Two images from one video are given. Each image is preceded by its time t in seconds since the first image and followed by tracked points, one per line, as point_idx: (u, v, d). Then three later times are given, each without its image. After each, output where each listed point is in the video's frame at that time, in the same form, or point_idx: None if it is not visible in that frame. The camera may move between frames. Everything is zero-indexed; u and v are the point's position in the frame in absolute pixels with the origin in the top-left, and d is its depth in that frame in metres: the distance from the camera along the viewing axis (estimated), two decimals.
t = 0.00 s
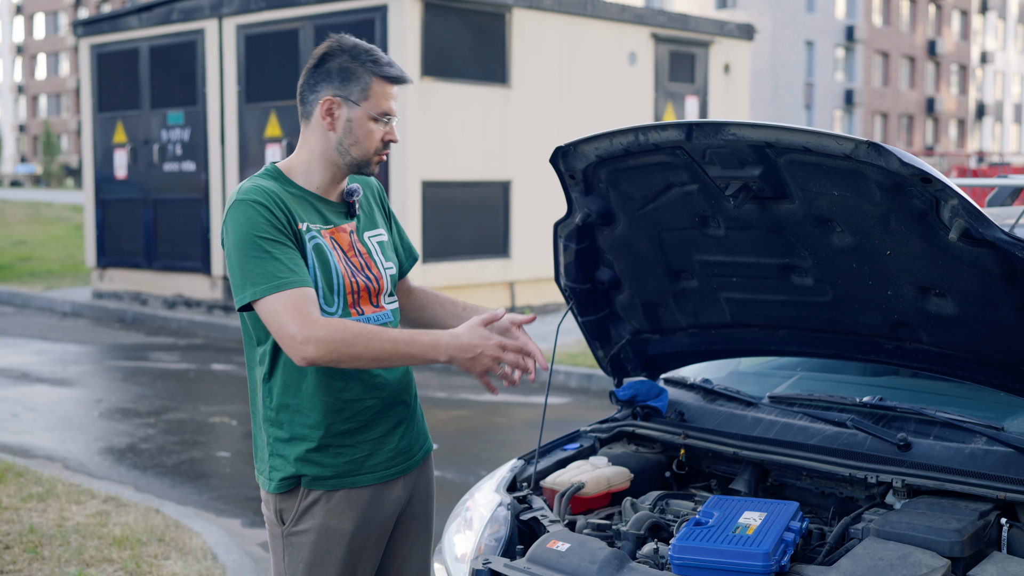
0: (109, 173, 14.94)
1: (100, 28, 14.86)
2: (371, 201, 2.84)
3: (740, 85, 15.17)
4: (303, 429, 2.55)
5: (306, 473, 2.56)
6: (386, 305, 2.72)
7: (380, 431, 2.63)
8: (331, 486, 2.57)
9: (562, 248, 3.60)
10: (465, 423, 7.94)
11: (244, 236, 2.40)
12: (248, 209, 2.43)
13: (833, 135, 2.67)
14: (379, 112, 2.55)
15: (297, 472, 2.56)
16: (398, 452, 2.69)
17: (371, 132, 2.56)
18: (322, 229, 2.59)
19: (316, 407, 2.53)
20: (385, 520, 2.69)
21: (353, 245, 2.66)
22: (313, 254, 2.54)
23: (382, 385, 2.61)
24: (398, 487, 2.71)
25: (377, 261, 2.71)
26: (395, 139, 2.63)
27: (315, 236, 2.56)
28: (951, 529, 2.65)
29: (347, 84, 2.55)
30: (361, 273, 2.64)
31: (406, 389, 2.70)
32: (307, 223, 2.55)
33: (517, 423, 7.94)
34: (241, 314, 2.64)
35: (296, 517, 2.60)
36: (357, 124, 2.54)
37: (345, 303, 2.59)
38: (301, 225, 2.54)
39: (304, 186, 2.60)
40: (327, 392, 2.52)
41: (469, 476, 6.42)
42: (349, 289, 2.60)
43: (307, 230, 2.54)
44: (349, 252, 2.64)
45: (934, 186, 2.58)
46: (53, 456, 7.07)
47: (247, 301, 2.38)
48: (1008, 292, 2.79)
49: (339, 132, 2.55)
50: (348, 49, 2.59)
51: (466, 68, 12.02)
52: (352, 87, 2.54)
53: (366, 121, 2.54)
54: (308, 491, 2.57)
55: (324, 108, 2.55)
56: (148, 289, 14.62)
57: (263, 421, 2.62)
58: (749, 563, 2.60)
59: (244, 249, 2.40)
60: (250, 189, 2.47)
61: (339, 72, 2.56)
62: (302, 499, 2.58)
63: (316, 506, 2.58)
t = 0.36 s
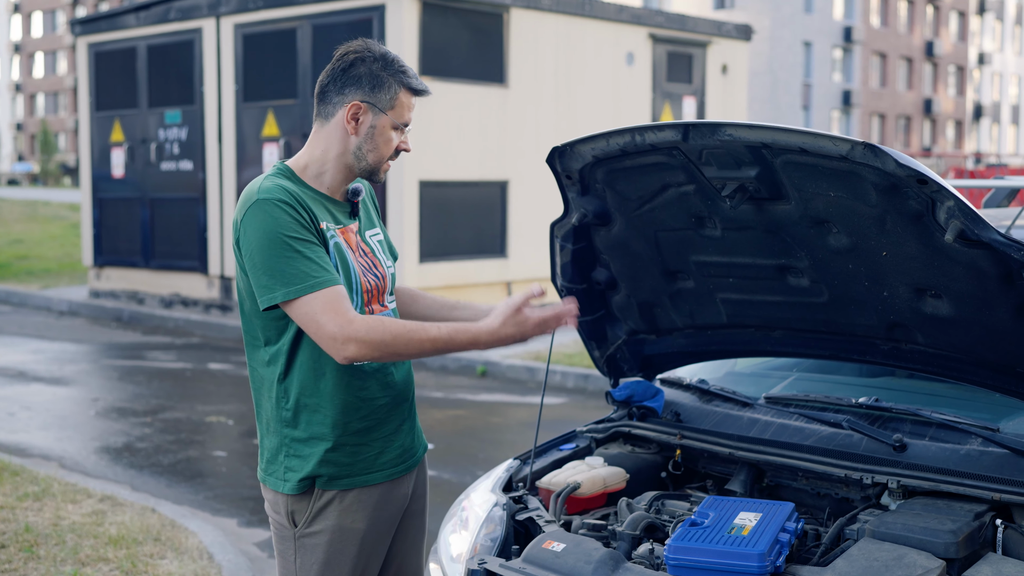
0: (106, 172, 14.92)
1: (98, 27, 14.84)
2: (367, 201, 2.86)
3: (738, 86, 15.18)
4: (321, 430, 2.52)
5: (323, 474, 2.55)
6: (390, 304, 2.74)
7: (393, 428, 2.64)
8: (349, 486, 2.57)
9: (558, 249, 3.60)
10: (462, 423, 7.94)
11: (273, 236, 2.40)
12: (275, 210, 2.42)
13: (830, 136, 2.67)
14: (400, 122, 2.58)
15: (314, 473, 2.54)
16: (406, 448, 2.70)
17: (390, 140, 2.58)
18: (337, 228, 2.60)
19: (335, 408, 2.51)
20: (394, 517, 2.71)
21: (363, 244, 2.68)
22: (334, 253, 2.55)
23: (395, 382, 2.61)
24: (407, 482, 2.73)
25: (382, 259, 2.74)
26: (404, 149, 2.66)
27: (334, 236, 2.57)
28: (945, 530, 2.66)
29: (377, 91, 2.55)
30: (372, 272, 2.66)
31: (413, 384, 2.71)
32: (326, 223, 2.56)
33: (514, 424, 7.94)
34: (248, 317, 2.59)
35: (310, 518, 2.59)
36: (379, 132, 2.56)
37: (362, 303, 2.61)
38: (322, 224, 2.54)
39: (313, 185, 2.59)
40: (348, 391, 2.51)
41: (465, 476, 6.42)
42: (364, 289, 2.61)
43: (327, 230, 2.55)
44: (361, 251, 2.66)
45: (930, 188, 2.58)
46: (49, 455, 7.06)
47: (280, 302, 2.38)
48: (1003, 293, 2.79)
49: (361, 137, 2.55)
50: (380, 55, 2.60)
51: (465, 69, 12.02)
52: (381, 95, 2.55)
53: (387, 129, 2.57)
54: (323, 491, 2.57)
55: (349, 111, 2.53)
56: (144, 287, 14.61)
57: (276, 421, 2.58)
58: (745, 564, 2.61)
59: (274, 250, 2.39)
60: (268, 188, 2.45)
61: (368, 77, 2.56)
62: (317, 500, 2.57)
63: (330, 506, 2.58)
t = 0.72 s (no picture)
0: (102, 171, 14.90)
1: (94, 26, 14.81)
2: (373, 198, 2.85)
3: (733, 86, 15.19)
4: (319, 427, 2.53)
5: (321, 472, 2.54)
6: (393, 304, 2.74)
7: (391, 429, 2.65)
8: (347, 485, 2.57)
9: (553, 248, 3.61)
10: (457, 423, 7.94)
11: (269, 233, 2.40)
12: (277, 207, 2.42)
13: (823, 136, 2.68)
14: (410, 123, 2.59)
15: (312, 472, 2.54)
16: (403, 449, 2.71)
17: (402, 140, 2.59)
18: (343, 226, 2.59)
19: (335, 405, 2.53)
20: (386, 518, 2.70)
21: (368, 242, 2.67)
22: (336, 252, 2.54)
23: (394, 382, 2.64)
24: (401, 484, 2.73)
25: (388, 258, 2.73)
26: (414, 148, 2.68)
27: (337, 234, 2.56)
28: (939, 529, 2.66)
29: (388, 92, 2.55)
30: (377, 271, 2.65)
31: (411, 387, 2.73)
32: (328, 222, 2.55)
33: (510, 423, 7.94)
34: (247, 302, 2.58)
35: (302, 517, 2.57)
36: (390, 133, 2.56)
37: (367, 301, 2.60)
38: (324, 225, 2.53)
39: (321, 183, 2.59)
40: (349, 392, 2.54)
41: (460, 475, 6.42)
42: (369, 288, 2.61)
43: (328, 229, 2.54)
44: (365, 249, 2.65)
45: (924, 188, 2.58)
46: (44, 454, 7.04)
47: (257, 296, 2.39)
48: (997, 293, 2.79)
49: (371, 137, 2.56)
50: (393, 58, 2.60)
51: (461, 68, 12.01)
52: (393, 96, 2.55)
53: (398, 130, 2.58)
54: (318, 490, 2.55)
55: (360, 112, 2.53)
56: (140, 287, 14.59)
57: (272, 420, 2.57)
58: (738, 563, 2.61)
59: (266, 248, 2.40)
60: (274, 185, 2.46)
61: (380, 78, 2.56)
62: (310, 498, 2.56)
63: (323, 504, 2.56)
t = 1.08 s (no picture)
0: (97, 171, 14.87)
1: (89, 26, 14.79)
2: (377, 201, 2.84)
3: (729, 87, 15.20)
4: (299, 427, 2.54)
5: (298, 472, 2.54)
6: (388, 307, 2.72)
7: (375, 434, 2.64)
8: (323, 487, 2.55)
9: (549, 250, 3.61)
10: (452, 424, 7.95)
11: (240, 230, 2.40)
12: (254, 204, 2.42)
13: (819, 139, 2.68)
14: (409, 120, 2.58)
15: (288, 470, 2.54)
16: (388, 456, 2.69)
17: (401, 137, 2.58)
18: (331, 229, 2.57)
19: (314, 406, 2.53)
20: (366, 524, 2.68)
21: (364, 245, 2.65)
22: (319, 255, 2.53)
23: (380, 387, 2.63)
24: (383, 492, 2.69)
25: (385, 263, 2.71)
26: (416, 145, 2.66)
27: (322, 237, 2.55)
28: (933, 531, 2.67)
29: (383, 90, 2.55)
30: (368, 274, 2.63)
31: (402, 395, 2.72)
32: (314, 224, 2.54)
33: (504, 424, 7.94)
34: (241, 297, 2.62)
35: (280, 516, 2.57)
36: (388, 131, 2.56)
37: (354, 304, 2.59)
38: (306, 227, 2.52)
39: (319, 185, 2.60)
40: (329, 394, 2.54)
41: (455, 476, 6.42)
42: (357, 291, 2.59)
43: (313, 232, 2.53)
44: (358, 252, 2.63)
45: (918, 190, 2.59)
46: (38, 454, 7.03)
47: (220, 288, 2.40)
48: (991, 296, 2.80)
49: (370, 137, 2.56)
50: (389, 57, 2.59)
51: (457, 69, 12.01)
52: (388, 95, 2.55)
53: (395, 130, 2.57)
54: (295, 490, 2.54)
55: (357, 112, 2.53)
56: (135, 287, 14.58)
57: (256, 416, 2.59)
58: (733, 565, 2.61)
59: (236, 243, 2.40)
60: (261, 184, 2.47)
61: (374, 77, 2.55)
62: (287, 498, 2.55)
63: (300, 505, 2.55)
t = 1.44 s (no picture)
0: (93, 172, 14.84)
1: (85, 27, 14.77)
2: (388, 202, 2.81)
3: (724, 90, 15.23)
4: (282, 426, 2.55)
5: (279, 472, 2.54)
6: (384, 311, 2.69)
7: (360, 437, 2.60)
8: (304, 488, 2.54)
9: (545, 252, 3.61)
10: (448, 425, 7.94)
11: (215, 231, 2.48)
12: (228, 203, 2.48)
13: (816, 141, 2.68)
14: (359, 99, 2.51)
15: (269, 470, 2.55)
16: (378, 461, 2.64)
17: (356, 118, 2.51)
18: (317, 230, 2.57)
19: (295, 406, 2.54)
20: (354, 530, 2.63)
21: (356, 247, 2.63)
22: (300, 256, 2.54)
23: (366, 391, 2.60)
24: (371, 498, 2.64)
25: (382, 266, 2.68)
26: (388, 128, 2.55)
27: (306, 238, 2.55)
28: (929, 534, 2.67)
29: (334, 73, 2.55)
30: (359, 276, 2.61)
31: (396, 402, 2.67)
32: (298, 224, 2.55)
33: (501, 426, 7.94)
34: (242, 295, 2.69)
35: (264, 516, 2.57)
36: (341, 113, 2.53)
37: (338, 305, 2.57)
38: (289, 226, 2.53)
39: (310, 184, 2.60)
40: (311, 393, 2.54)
41: (451, 478, 6.42)
42: (342, 292, 2.58)
43: (296, 232, 2.54)
44: (349, 253, 2.61)
45: (915, 193, 2.59)
46: (34, 456, 7.01)
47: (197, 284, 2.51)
48: (987, 299, 2.80)
49: (328, 122, 2.56)
50: (346, 41, 2.58)
51: (453, 71, 12.01)
52: (338, 76, 2.54)
53: (349, 109, 2.52)
54: (276, 490, 2.54)
55: (316, 100, 2.58)
56: (130, 288, 14.56)
57: (247, 415, 2.62)
58: (729, 567, 2.62)
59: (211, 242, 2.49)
60: (245, 185, 2.52)
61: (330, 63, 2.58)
62: (270, 499, 2.55)
63: (283, 507, 2.55)
